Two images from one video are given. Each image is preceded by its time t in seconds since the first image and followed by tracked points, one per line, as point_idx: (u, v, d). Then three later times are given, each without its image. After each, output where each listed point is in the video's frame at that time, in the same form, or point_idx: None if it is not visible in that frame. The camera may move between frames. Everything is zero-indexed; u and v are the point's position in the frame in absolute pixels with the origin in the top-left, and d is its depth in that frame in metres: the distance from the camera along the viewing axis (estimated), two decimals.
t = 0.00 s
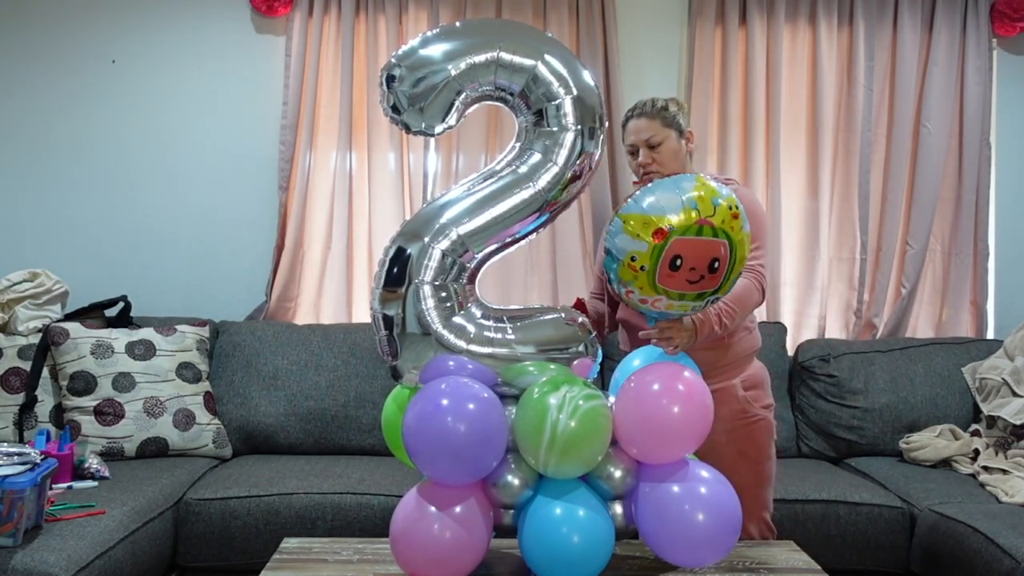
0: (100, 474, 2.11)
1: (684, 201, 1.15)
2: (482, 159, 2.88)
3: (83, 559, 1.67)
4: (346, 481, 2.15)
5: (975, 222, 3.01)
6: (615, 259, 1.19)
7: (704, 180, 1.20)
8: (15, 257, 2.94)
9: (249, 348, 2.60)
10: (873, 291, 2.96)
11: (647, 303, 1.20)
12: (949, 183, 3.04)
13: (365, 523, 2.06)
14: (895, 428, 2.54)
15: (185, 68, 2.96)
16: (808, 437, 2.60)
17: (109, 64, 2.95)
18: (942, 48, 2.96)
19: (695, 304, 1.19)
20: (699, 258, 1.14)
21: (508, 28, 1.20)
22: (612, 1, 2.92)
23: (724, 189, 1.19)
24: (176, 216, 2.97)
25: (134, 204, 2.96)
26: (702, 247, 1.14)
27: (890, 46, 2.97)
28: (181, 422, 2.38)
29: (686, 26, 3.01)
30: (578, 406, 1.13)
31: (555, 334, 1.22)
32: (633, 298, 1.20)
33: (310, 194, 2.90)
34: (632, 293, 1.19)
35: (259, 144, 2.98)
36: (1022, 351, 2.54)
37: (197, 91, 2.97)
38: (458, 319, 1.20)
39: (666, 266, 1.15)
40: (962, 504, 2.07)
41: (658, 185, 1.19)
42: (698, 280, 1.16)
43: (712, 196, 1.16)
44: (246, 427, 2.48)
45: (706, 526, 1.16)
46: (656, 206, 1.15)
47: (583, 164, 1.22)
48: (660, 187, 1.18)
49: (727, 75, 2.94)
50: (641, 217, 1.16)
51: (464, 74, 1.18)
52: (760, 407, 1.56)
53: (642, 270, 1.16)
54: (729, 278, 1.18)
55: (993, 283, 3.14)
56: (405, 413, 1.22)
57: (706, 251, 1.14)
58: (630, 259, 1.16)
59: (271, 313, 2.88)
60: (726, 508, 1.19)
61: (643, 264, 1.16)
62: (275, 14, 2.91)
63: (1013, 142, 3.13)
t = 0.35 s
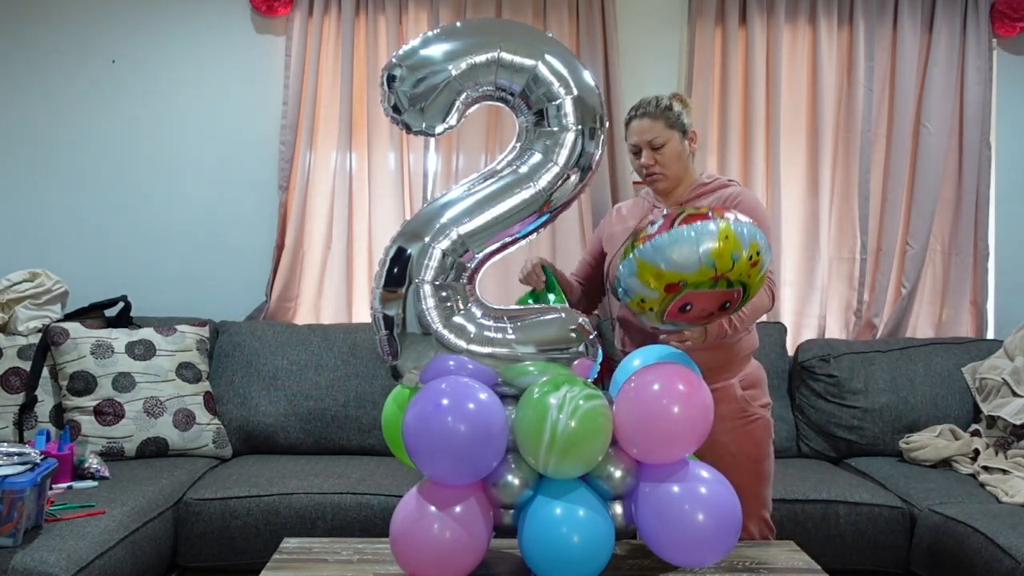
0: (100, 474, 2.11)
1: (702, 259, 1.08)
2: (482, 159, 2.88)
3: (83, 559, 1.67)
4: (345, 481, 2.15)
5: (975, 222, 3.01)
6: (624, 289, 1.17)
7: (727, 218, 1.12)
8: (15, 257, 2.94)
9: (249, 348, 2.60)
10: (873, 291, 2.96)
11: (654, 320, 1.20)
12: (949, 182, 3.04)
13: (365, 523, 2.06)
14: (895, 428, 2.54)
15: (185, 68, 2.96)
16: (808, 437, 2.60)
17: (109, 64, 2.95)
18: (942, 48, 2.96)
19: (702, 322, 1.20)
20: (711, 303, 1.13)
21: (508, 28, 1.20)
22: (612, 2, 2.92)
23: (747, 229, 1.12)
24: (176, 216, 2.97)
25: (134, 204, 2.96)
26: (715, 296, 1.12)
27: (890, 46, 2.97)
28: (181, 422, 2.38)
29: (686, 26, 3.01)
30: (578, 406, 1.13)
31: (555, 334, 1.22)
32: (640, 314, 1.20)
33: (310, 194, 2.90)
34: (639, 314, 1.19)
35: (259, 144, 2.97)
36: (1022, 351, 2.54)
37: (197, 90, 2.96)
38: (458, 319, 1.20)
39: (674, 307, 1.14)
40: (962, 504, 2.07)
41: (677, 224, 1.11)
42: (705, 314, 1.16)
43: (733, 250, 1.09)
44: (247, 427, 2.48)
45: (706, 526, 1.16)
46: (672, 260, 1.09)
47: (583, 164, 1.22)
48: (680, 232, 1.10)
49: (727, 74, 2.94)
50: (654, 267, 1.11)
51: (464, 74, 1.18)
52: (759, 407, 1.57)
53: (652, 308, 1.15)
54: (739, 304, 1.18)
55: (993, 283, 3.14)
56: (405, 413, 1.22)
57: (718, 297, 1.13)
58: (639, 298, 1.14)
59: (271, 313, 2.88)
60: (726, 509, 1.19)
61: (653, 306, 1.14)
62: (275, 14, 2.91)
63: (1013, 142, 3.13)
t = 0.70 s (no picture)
0: (100, 474, 2.11)
1: (812, 218, 1.15)
2: (482, 160, 2.88)
3: (83, 559, 1.67)
4: (346, 481, 2.15)
5: (975, 222, 3.01)
6: (723, 260, 1.19)
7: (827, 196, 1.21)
8: (15, 257, 2.94)
9: (249, 348, 2.60)
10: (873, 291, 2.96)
11: (742, 304, 1.23)
12: (949, 182, 3.05)
13: (365, 522, 2.06)
14: (895, 428, 2.54)
15: (185, 68, 2.96)
16: (808, 437, 2.60)
17: (109, 64, 2.95)
18: (942, 48, 2.96)
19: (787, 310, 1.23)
20: (809, 277, 1.17)
21: (508, 29, 1.20)
22: (612, 2, 2.91)
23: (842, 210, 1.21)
24: (176, 216, 2.97)
25: (134, 204, 2.96)
26: (818, 268, 1.16)
27: (890, 46, 2.97)
28: (181, 422, 2.38)
29: (686, 27, 3.01)
30: (578, 406, 1.13)
31: (555, 334, 1.22)
32: (730, 297, 1.22)
33: (310, 194, 2.90)
34: (731, 293, 1.21)
35: (259, 144, 2.97)
36: (1022, 351, 2.54)
37: (197, 90, 2.96)
38: (459, 319, 1.20)
39: (775, 278, 1.17)
40: (962, 503, 2.07)
41: (781, 193, 1.19)
42: (800, 296, 1.19)
43: (833, 219, 1.16)
44: (247, 427, 2.48)
45: (706, 526, 1.16)
46: (782, 219, 1.15)
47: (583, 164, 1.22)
48: (785, 198, 1.18)
49: (727, 74, 2.94)
50: (762, 226, 1.15)
51: (465, 74, 1.18)
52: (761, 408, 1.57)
53: (750, 277, 1.17)
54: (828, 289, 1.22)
55: (993, 283, 3.14)
56: (405, 413, 1.22)
57: (816, 270, 1.17)
58: (742, 264, 1.17)
59: (271, 313, 2.88)
60: (726, 509, 1.19)
61: (753, 273, 1.17)
62: (275, 14, 2.91)
63: (1012, 142, 3.13)
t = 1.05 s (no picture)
0: (100, 474, 2.11)
1: (820, 495, 1.16)
2: (482, 159, 2.88)
3: (83, 559, 1.67)
4: (346, 481, 2.15)
5: (975, 222, 3.01)
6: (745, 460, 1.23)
7: (855, 468, 1.12)
8: (15, 258, 2.94)
9: (249, 348, 2.60)
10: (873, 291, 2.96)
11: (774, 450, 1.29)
12: (949, 182, 3.05)
13: (365, 523, 2.06)
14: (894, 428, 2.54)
15: (185, 68, 2.96)
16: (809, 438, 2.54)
17: (109, 64, 2.95)
18: (942, 48, 2.96)
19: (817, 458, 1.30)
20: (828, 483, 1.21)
21: (507, 28, 1.21)
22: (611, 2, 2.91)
23: (871, 471, 1.13)
24: (176, 216, 2.97)
25: (134, 204, 2.96)
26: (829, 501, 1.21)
27: (890, 46, 2.97)
28: (181, 422, 2.38)
29: (686, 27, 3.01)
30: (578, 406, 1.13)
31: (554, 335, 1.22)
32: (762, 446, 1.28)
33: (310, 194, 2.90)
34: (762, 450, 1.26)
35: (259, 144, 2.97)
36: (1022, 351, 2.54)
37: (197, 90, 2.96)
38: (458, 319, 1.20)
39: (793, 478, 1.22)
40: (962, 503, 2.07)
41: (802, 468, 1.13)
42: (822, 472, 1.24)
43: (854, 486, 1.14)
44: (247, 427, 2.48)
45: (706, 526, 1.16)
46: (789, 488, 1.16)
47: (583, 164, 1.21)
48: (801, 474, 1.13)
49: (727, 74, 2.94)
50: (772, 481, 1.18)
51: (463, 74, 1.18)
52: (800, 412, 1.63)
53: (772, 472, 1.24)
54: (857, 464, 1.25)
55: (993, 283, 3.14)
56: (405, 413, 1.22)
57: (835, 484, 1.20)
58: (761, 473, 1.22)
59: (271, 313, 2.88)
60: (726, 508, 1.19)
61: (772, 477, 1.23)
62: (275, 14, 2.91)
63: (1012, 141, 3.13)
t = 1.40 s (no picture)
0: (100, 474, 2.11)
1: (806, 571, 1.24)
2: (482, 159, 2.88)
3: (83, 559, 1.67)
4: (346, 481, 2.15)
5: (975, 222, 3.01)
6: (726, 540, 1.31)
7: (838, 542, 1.23)
8: (15, 258, 2.94)
9: (249, 348, 2.60)
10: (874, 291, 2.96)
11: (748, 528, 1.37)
12: (949, 182, 3.04)
13: (365, 523, 2.06)
14: (895, 428, 2.54)
15: (185, 68, 2.96)
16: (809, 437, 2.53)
17: (109, 64, 2.95)
18: (942, 48, 2.96)
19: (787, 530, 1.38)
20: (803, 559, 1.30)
21: (507, 29, 1.21)
22: (611, 2, 2.91)
23: (852, 543, 1.25)
24: (176, 216, 2.97)
25: (134, 204, 2.96)
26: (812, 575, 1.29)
27: (890, 46, 2.97)
28: (181, 422, 2.38)
29: (686, 26, 3.01)
30: (578, 406, 1.13)
31: (554, 335, 1.22)
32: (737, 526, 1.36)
33: (310, 194, 2.90)
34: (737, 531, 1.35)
35: (259, 144, 2.97)
36: (1022, 351, 2.54)
37: (197, 90, 2.96)
38: (458, 319, 1.20)
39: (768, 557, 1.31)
40: (962, 503, 2.07)
41: (791, 546, 1.22)
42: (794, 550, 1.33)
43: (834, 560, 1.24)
44: (247, 427, 2.48)
45: (706, 526, 1.16)
46: (776, 569, 1.25)
47: (583, 164, 1.21)
48: (790, 552, 1.23)
49: (727, 74, 2.94)
50: (759, 564, 1.26)
51: (464, 74, 1.18)
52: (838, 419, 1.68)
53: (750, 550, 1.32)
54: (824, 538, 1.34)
55: (993, 283, 3.14)
56: (405, 413, 1.22)
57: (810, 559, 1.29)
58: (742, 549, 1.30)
59: (271, 313, 2.88)
60: (726, 508, 1.19)
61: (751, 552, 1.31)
62: (275, 14, 2.91)
63: (1012, 141, 3.13)
